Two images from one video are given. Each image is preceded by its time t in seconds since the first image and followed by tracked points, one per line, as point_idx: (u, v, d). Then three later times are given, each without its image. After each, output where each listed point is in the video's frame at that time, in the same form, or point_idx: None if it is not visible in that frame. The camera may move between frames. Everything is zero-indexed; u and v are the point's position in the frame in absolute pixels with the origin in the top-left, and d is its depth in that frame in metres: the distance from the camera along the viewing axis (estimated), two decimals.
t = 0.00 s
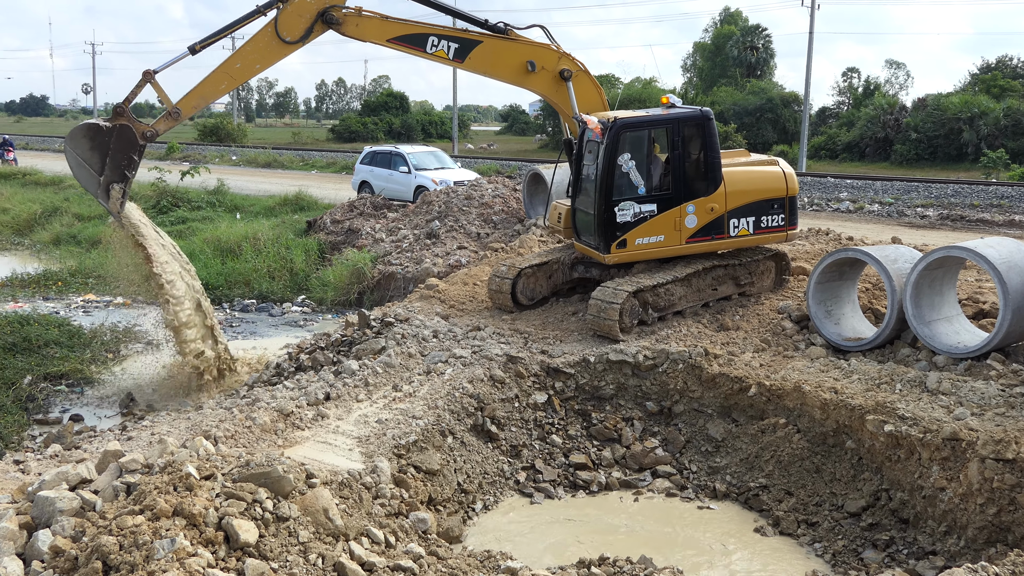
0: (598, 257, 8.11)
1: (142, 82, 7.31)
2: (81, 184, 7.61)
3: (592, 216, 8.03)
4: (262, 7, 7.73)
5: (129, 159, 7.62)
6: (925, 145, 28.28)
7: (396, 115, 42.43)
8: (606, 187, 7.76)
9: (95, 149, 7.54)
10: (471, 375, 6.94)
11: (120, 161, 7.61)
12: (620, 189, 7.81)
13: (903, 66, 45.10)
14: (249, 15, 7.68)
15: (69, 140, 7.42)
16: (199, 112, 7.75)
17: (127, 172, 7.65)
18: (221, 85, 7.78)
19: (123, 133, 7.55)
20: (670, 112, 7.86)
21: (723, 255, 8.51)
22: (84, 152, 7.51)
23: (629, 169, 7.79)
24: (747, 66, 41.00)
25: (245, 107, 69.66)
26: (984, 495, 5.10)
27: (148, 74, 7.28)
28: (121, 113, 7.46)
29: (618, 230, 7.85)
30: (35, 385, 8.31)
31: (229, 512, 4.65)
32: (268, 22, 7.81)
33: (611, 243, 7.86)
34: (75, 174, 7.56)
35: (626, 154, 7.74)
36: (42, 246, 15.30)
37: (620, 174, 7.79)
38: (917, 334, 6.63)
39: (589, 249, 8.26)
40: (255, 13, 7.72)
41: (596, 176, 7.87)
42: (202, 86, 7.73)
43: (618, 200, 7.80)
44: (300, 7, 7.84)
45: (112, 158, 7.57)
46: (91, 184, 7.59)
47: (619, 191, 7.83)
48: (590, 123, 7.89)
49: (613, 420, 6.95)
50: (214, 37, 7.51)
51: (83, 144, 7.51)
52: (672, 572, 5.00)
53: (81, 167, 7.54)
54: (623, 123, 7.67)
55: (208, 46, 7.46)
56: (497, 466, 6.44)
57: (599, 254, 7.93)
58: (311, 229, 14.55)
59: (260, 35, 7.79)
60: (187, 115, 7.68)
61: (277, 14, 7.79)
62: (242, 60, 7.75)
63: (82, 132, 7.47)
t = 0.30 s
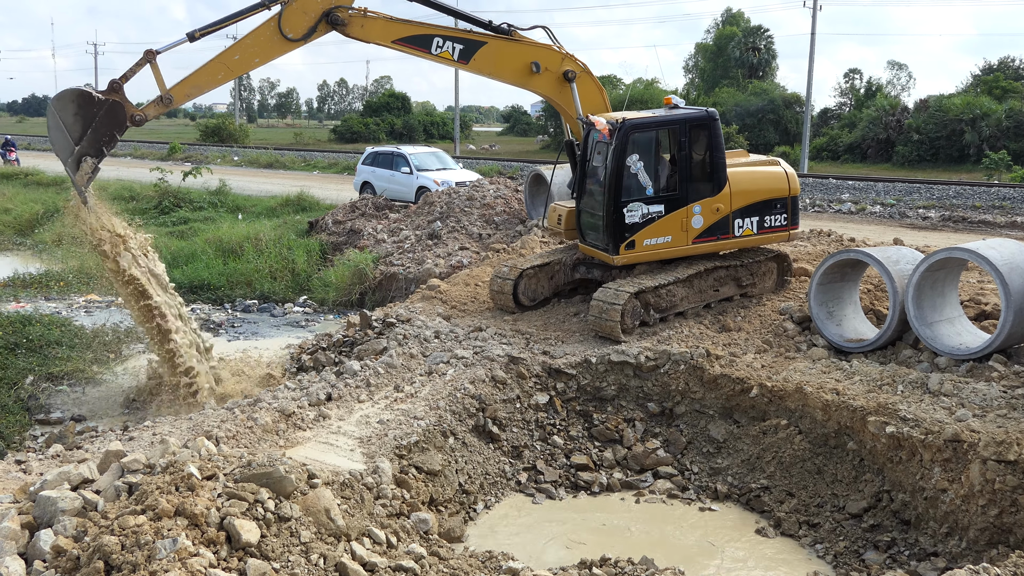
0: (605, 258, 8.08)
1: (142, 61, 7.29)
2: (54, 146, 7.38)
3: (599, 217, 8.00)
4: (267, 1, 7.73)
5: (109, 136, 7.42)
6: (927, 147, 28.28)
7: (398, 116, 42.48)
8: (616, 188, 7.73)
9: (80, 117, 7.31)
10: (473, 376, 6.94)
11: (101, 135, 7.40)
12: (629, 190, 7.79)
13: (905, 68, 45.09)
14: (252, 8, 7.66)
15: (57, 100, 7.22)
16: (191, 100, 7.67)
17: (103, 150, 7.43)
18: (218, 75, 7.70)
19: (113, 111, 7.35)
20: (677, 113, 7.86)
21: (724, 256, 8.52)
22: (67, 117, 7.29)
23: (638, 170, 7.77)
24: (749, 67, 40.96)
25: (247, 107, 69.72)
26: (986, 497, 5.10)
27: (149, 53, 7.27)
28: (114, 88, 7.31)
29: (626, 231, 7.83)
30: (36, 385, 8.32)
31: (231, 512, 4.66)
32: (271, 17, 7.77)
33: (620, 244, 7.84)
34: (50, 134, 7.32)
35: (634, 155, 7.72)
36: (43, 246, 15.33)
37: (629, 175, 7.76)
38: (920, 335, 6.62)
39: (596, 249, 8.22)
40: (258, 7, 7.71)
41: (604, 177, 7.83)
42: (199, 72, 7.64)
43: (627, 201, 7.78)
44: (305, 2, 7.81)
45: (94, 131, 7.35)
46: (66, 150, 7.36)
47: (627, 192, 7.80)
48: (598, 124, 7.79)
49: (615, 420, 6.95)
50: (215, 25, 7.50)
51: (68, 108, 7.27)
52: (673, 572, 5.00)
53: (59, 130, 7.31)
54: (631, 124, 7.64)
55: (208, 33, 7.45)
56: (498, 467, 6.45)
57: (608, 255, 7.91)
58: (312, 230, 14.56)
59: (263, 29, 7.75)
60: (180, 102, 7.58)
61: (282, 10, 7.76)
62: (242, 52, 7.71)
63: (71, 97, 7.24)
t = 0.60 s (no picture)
0: (618, 258, 7.99)
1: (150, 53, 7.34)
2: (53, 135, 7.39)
3: (612, 217, 7.91)
4: None
5: (111, 128, 7.49)
6: (929, 147, 28.26)
7: (400, 116, 42.50)
8: (631, 187, 7.65)
9: (84, 108, 7.40)
10: (475, 376, 6.94)
11: (104, 128, 7.47)
12: (643, 190, 7.73)
13: (907, 69, 45.10)
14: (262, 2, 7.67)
15: (61, 88, 7.27)
16: (198, 94, 7.85)
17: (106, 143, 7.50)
18: (225, 70, 7.84)
19: (118, 102, 7.42)
20: (686, 113, 7.86)
21: (726, 257, 8.52)
22: (71, 106, 7.35)
23: (652, 170, 7.72)
24: (751, 68, 40.96)
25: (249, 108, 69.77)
26: (987, 498, 5.09)
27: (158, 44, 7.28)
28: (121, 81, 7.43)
29: (641, 231, 7.76)
30: (38, 385, 8.32)
31: (233, 512, 4.66)
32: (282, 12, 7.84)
33: (635, 244, 7.78)
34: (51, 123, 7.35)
35: (648, 155, 7.67)
36: (44, 246, 15.35)
37: (644, 175, 7.70)
38: (922, 336, 6.62)
39: (607, 250, 8.11)
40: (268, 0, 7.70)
41: (618, 177, 7.75)
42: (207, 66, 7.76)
43: (642, 201, 7.72)
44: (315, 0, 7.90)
45: (98, 122, 7.43)
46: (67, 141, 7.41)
47: (641, 192, 7.74)
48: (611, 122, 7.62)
49: (616, 421, 6.95)
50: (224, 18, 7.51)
51: (73, 97, 7.34)
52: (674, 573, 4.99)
53: (61, 118, 7.35)
54: (646, 124, 7.58)
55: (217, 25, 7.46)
56: (500, 467, 6.45)
57: (623, 255, 7.83)
58: (314, 230, 14.57)
59: (273, 25, 7.82)
60: (185, 97, 7.78)
61: (293, 6, 7.83)
62: (251, 48, 7.79)
63: (77, 84, 7.34)
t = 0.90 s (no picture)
0: (633, 259, 7.89)
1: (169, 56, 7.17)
2: (78, 147, 7.20)
3: (629, 218, 7.81)
4: None
5: (140, 140, 7.33)
6: (930, 148, 28.27)
7: (401, 116, 42.53)
8: (651, 188, 7.57)
9: (111, 119, 7.21)
10: (476, 377, 6.94)
11: (132, 139, 7.29)
12: (661, 191, 7.68)
13: (908, 69, 45.10)
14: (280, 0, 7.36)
15: (88, 99, 7.08)
16: (221, 101, 7.44)
17: (135, 155, 7.35)
18: (248, 75, 7.50)
19: (147, 112, 7.24)
20: (696, 113, 7.87)
21: (727, 258, 8.52)
22: (98, 118, 7.16)
23: (669, 170, 7.68)
24: (752, 68, 40.97)
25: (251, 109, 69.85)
26: (989, 498, 5.09)
27: (177, 47, 7.11)
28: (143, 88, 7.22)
29: (659, 232, 7.72)
30: (39, 386, 8.33)
31: (234, 513, 4.66)
32: (303, 12, 7.54)
33: (654, 245, 7.71)
34: (75, 135, 7.15)
35: (665, 155, 7.62)
36: (46, 247, 15.38)
37: (662, 175, 7.64)
38: (922, 336, 6.62)
39: (620, 251, 8.00)
40: None
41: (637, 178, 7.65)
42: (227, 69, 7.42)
43: (660, 201, 7.66)
44: None
45: (126, 133, 7.26)
46: (94, 154, 7.24)
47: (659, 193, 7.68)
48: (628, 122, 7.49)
49: (618, 422, 6.95)
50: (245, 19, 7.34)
51: (99, 109, 7.14)
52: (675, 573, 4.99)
53: (87, 131, 7.16)
54: (664, 124, 7.53)
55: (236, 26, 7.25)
56: (501, 468, 6.45)
57: (641, 256, 7.74)
58: (315, 231, 14.58)
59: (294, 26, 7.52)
60: (208, 104, 7.42)
61: (315, 6, 7.53)
62: (274, 51, 7.48)
63: (104, 93, 7.11)
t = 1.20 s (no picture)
0: (652, 258, 7.85)
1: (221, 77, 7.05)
2: (147, 183, 7.16)
3: (649, 217, 7.77)
4: None
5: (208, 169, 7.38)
6: (931, 148, 28.25)
7: (402, 116, 42.52)
8: (674, 187, 7.56)
9: (178, 150, 7.21)
10: (477, 377, 6.94)
11: (201, 170, 7.34)
12: (682, 189, 7.67)
13: (910, 69, 45.05)
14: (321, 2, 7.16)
15: (158, 133, 7.07)
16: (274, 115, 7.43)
17: (205, 183, 7.39)
18: (297, 85, 7.40)
19: (215, 138, 7.27)
20: (707, 112, 7.92)
21: (728, 258, 8.52)
22: (168, 150, 7.16)
23: (688, 169, 7.68)
24: (753, 68, 40.95)
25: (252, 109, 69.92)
26: (990, 498, 5.09)
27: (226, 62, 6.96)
28: (201, 112, 7.20)
29: (680, 230, 7.71)
30: (40, 386, 8.33)
31: (235, 513, 4.66)
32: (342, 13, 7.39)
33: (676, 244, 7.71)
34: (145, 172, 7.11)
35: (685, 154, 7.62)
36: (47, 248, 15.40)
37: (683, 174, 7.64)
38: (924, 336, 6.62)
39: (637, 251, 7.94)
40: None
41: (659, 177, 7.61)
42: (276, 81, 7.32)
43: (681, 200, 7.65)
44: None
45: (194, 163, 7.29)
46: (162, 187, 7.23)
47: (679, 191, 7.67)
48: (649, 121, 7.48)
49: (619, 422, 6.95)
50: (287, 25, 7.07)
51: (166, 139, 7.13)
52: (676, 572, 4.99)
53: (156, 165, 7.15)
54: (684, 123, 7.53)
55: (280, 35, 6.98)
56: (502, 467, 6.45)
57: (663, 255, 7.72)
58: (316, 231, 14.59)
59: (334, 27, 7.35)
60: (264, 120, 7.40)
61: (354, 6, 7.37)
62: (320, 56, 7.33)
63: (169, 123, 7.09)
